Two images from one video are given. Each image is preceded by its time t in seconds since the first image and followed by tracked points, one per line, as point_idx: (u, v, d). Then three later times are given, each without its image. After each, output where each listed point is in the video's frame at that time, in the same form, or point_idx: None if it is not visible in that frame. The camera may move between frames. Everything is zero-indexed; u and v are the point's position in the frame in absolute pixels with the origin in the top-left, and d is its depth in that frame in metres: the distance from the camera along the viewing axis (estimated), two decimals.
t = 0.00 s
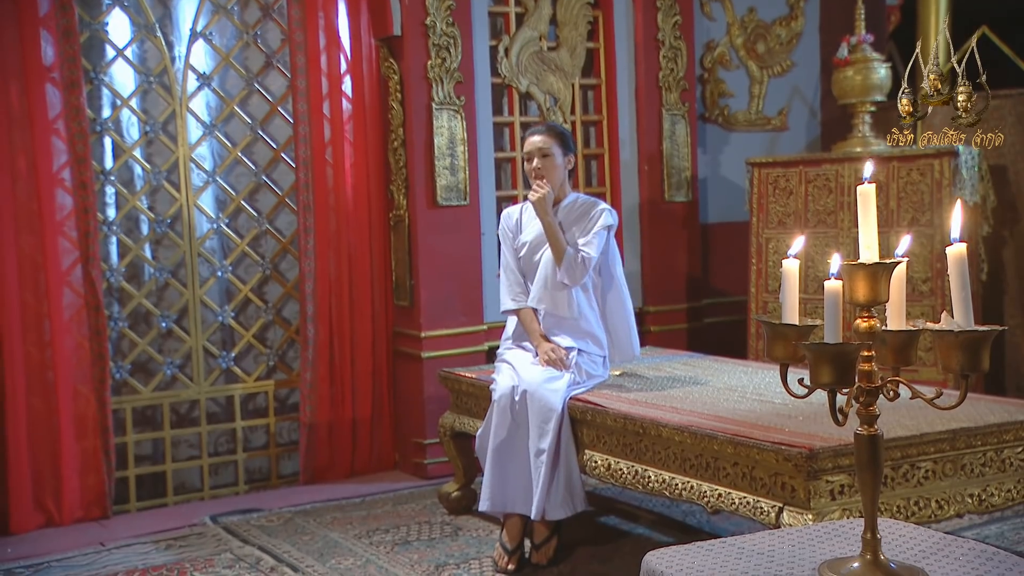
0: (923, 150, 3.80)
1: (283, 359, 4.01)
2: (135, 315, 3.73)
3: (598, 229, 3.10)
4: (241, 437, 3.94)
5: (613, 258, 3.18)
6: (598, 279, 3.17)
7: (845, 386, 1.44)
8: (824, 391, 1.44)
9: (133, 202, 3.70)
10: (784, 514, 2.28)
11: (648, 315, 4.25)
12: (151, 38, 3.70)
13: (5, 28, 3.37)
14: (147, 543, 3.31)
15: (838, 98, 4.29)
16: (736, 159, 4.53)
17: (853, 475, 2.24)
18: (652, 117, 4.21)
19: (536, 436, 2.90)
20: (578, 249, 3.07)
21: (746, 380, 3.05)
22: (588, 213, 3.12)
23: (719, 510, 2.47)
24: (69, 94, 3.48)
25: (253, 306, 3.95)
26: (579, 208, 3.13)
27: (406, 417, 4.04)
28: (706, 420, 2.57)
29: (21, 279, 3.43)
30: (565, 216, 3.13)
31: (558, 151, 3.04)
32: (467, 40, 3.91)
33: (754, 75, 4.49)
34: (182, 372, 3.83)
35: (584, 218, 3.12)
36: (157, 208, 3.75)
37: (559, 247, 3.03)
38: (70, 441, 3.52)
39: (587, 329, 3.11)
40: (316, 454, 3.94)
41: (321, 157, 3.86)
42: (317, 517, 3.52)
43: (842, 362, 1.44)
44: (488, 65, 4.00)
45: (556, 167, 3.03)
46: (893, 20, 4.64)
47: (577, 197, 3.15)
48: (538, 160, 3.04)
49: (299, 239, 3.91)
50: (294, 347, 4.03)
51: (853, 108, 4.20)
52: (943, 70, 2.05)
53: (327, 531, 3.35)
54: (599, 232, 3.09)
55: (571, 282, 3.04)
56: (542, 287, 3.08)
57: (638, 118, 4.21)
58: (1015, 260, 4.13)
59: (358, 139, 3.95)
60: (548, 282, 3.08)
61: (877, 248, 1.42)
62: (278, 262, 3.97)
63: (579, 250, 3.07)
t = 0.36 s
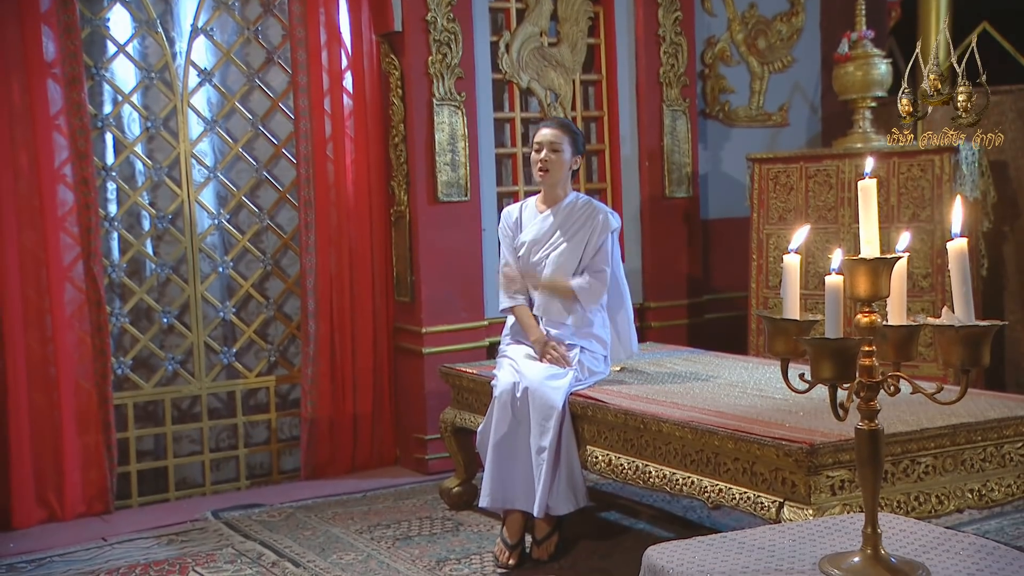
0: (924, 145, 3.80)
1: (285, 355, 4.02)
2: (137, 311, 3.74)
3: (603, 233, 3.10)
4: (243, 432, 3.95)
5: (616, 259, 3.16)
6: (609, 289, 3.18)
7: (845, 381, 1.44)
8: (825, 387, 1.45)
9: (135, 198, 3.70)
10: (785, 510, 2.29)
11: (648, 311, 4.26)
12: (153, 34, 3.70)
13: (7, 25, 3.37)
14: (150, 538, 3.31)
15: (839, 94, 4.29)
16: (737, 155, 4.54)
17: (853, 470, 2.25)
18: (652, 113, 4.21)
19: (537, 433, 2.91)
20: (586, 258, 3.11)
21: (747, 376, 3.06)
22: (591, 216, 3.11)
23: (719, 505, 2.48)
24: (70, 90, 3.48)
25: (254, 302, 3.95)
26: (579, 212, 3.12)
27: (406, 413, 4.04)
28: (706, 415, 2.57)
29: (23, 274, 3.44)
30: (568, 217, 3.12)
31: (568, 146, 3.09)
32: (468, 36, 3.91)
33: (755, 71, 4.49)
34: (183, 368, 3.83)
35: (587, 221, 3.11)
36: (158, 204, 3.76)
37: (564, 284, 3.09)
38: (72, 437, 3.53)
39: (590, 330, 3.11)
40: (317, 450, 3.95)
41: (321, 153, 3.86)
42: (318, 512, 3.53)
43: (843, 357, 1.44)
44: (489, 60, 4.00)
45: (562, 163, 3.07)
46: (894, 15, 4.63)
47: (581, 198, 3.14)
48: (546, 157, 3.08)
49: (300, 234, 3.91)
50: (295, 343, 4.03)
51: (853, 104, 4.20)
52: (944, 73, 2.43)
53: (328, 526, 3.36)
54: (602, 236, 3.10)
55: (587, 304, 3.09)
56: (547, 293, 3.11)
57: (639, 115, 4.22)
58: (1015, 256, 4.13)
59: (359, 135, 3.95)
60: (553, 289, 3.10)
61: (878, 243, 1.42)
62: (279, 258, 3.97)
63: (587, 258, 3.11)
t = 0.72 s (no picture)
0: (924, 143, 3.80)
1: (285, 353, 4.02)
2: (138, 308, 3.74)
3: (605, 233, 3.10)
4: (243, 430, 3.95)
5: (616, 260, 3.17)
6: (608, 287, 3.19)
7: (846, 378, 1.45)
8: (826, 384, 1.45)
9: (136, 195, 3.70)
10: (785, 507, 2.29)
11: (649, 308, 4.26)
12: (154, 32, 3.70)
13: (8, 23, 3.37)
14: (151, 535, 3.32)
15: (840, 92, 4.29)
16: (738, 152, 4.54)
17: (853, 468, 2.25)
18: (653, 110, 4.22)
19: (537, 431, 2.91)
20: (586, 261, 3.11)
21: (747, 374, 3.06)
22: (592, 217, 3.11)
23: (720, 502, 2.48)
24: (71, 88, 3.48)
25: (255, 300, 3.96)
26: (581, 211, 3.12)
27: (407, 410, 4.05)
28: (707, 413, 2.57)
29: (25, 272, 3.44)
30: (568, 218, 3.12)
31: (565, 147, 3.07)
32: (468, 34, 3.92)
33: (755, 69, 4.49)
34: (184, 365, 3.83)
35: (589, 223, 3.11)
36: (159, 202, 3.76)
37: (569, 314, 3.10)
38: (74, 434, 3.53)
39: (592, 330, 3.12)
40: (317, 447, 3.95)
41: (321, 151, 3.86)
42: (320, 509, 3.54)
43: (844, 354, 1.44)
44: (489, 58, 4.01)
45: (560, 164, 3.06)
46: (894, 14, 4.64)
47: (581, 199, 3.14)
48: (544, 158, 3.07)
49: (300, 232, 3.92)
50: (296, 341, 4.04)
51: (854, 101, 4.21)
52: (944, 71, 2.63)
53: (329, 523, 3.36)
54: (603, 237, 3.10)
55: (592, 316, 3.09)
56: (548, 297, 3.12)
57: (639, 112, 4.22)
58: (1015, 253, 4.14)
59: (359, 133, 3.95)
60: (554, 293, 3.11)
61: (879, 240, 1.42)
62: (280, 256, 3.98)
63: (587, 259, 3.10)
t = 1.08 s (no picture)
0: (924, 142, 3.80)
1: (285, 352, 4.02)
2: (138, 307, 3.74)
3: (604, 233, 3.10)
4: (244, 429, 3.95)
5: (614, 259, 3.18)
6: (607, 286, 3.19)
7: (846, 377, 1.45)
8: (826, 383, 1.45)
9: (136, 195, 3.70)
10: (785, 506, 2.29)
11: (648, 308, 4.26)
12: (154, 31, 3.70)
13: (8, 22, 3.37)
14: (151, 534, 3.32)
15: (840, 91, 4.29)
16: (738, 152, 4.54)
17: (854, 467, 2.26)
18: (653, 110, 4.21)
19: (537, 431, 2.91)
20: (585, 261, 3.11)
21: (746, 373, 3.06)
22: (592, 217, 3.11)
23: (720, 502, 2.48)
24: (71, 88, 3.48)
25: (255, 300, 3.96)
26: (580, 210, 3.12)
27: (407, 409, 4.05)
28: (707, 412, 2.58)
29: (25, 272, 3.44)
30: (568, 218, 3.12)
31: (564, 147, 3.06)
32: (469, 33, 3.92)
33: (755, 69, 4.49)
34: (184, 365, 3.84)
35: (589, 222, 3.11)
36: (159, 201, 3.76)
37: (568, 315, 3.10)
38: (74, 434, 3.54)
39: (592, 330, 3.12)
40: (317, 446, 3.95)
41: (321, 151, 3.86)
42: (320, 508, 3.54)
43: (844, 353, 1.44)
44: (489, 58, 4.01)
45: (560, 164, 3.06)
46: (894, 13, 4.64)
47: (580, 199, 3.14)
48: (545, 158, 3.06)
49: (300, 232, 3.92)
50: (296, 340, 4.04)
51: (854, 101, 4.21)
52: (945, 72, 2.65)
53: (329, 523, 3.37)
54: (602, 237, 3.10)
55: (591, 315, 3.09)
56: (546, 296, 3.11)
57: (639, 112, 4.22)
58: (1016, 253, 4.14)
59: (359, 132, 3.96)
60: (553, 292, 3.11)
61: (879, 240, 1.42)
62: (280, 255, 3.98)
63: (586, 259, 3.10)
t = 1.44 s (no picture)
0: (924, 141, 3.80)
1: (285, 351, 4.02)
2: (138, 306, 3.74)
3: (605, 233, 3.10)
4: (244, 428, 3.95)
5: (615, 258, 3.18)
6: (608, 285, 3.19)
7: (846, 375, 1.45)
8: (827, 381, 1.45)
9: (135, 194, 3.70)
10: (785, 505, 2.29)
11: (648, 307, 4.26)
12: (154, 30, 3.70)
13: (8, 21, 3.37)
14: (151, 533, 3.32)
15: (840, 90, 4.29)
16: (737, 151, 4.54)
17: (854, 466, 2.26)
18: (653, 108, 4.21)
19: (537, 430, 2.91)
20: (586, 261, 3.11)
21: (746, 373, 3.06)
22: (592, 217, 3.11)
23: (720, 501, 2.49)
24: (71, 87, 3.48)
25: (255, 298, 3.96)
26: (581, 209, 3.12)
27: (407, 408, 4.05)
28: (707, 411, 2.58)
29: (25, 270, 3.44)
30: (568, 217, 3.12)
31: (565, 146, 3.06)
32: (469, 32, 3.92)
33: (755, 67, 4.49)
34: (184, 364, 3.84)
35: (589, 222, 3.11)
36: (159, 200, 3.76)
37: (568, 314, 3.10)
38: (74, 433, 3.53)
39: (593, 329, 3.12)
40: (317, 445, 3.95)
41: (321, 149, 3.86)
42: (320, 507, 3.54)
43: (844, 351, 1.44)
44: (489, 56, 4.01)
45: (562, 164, 3.06)
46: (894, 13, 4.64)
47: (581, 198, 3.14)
48: (547, 157, 3.06)
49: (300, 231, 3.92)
50: (295, 339, 4.04)
51: (854, 99, 4.21)
52: (944, 71, 2.65)
53: (329, 522, 3.37)
54: (603, 236, 3.10)
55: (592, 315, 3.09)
56: (547, 296, 3.11)
57: (639, 111, 4.22)
58: (1016, 252, 4.14)
59: (359, 131, 3.95)
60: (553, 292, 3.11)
61: (878, 238, 1.42)
62: (280, 254, 3.98)
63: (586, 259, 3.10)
